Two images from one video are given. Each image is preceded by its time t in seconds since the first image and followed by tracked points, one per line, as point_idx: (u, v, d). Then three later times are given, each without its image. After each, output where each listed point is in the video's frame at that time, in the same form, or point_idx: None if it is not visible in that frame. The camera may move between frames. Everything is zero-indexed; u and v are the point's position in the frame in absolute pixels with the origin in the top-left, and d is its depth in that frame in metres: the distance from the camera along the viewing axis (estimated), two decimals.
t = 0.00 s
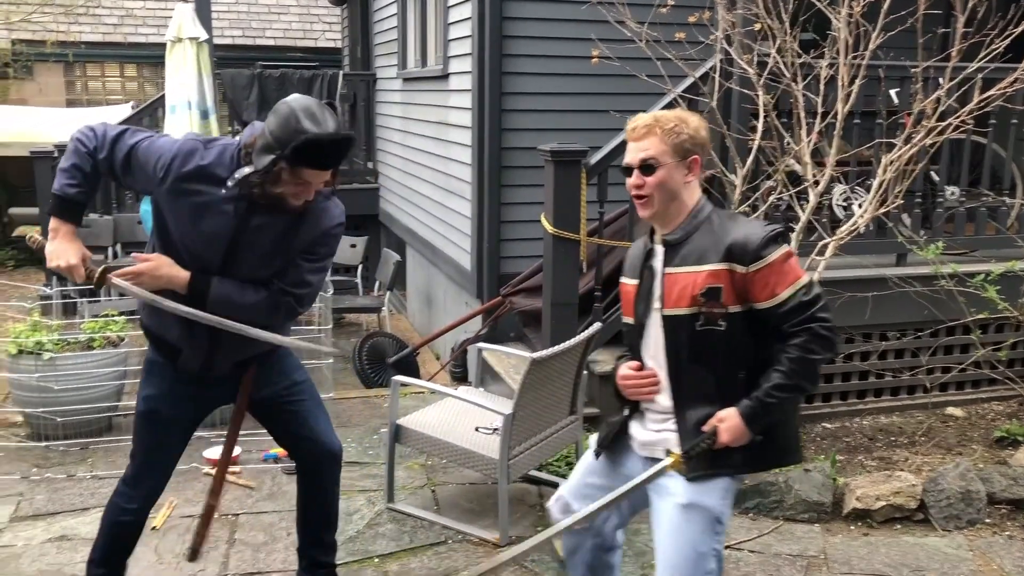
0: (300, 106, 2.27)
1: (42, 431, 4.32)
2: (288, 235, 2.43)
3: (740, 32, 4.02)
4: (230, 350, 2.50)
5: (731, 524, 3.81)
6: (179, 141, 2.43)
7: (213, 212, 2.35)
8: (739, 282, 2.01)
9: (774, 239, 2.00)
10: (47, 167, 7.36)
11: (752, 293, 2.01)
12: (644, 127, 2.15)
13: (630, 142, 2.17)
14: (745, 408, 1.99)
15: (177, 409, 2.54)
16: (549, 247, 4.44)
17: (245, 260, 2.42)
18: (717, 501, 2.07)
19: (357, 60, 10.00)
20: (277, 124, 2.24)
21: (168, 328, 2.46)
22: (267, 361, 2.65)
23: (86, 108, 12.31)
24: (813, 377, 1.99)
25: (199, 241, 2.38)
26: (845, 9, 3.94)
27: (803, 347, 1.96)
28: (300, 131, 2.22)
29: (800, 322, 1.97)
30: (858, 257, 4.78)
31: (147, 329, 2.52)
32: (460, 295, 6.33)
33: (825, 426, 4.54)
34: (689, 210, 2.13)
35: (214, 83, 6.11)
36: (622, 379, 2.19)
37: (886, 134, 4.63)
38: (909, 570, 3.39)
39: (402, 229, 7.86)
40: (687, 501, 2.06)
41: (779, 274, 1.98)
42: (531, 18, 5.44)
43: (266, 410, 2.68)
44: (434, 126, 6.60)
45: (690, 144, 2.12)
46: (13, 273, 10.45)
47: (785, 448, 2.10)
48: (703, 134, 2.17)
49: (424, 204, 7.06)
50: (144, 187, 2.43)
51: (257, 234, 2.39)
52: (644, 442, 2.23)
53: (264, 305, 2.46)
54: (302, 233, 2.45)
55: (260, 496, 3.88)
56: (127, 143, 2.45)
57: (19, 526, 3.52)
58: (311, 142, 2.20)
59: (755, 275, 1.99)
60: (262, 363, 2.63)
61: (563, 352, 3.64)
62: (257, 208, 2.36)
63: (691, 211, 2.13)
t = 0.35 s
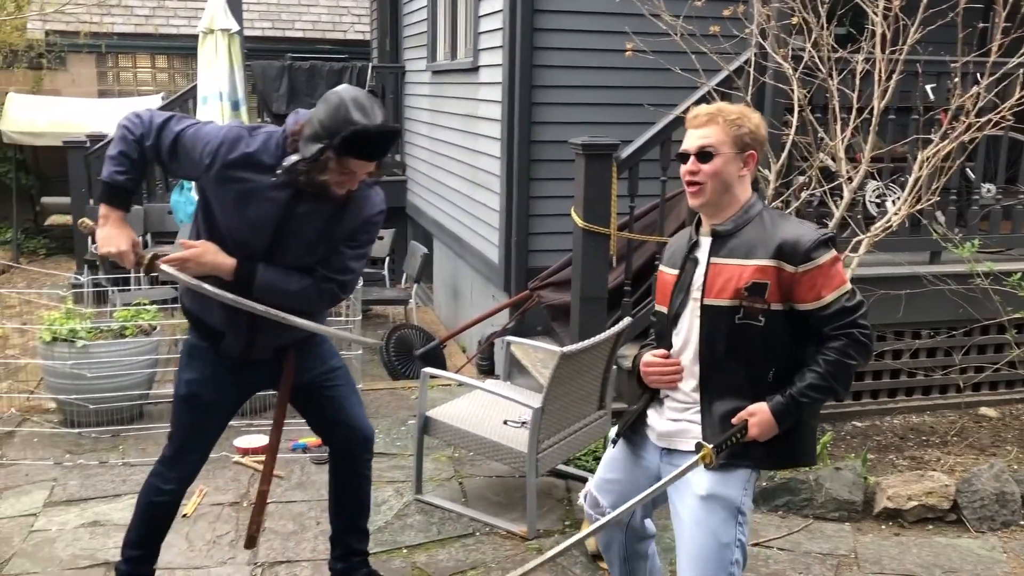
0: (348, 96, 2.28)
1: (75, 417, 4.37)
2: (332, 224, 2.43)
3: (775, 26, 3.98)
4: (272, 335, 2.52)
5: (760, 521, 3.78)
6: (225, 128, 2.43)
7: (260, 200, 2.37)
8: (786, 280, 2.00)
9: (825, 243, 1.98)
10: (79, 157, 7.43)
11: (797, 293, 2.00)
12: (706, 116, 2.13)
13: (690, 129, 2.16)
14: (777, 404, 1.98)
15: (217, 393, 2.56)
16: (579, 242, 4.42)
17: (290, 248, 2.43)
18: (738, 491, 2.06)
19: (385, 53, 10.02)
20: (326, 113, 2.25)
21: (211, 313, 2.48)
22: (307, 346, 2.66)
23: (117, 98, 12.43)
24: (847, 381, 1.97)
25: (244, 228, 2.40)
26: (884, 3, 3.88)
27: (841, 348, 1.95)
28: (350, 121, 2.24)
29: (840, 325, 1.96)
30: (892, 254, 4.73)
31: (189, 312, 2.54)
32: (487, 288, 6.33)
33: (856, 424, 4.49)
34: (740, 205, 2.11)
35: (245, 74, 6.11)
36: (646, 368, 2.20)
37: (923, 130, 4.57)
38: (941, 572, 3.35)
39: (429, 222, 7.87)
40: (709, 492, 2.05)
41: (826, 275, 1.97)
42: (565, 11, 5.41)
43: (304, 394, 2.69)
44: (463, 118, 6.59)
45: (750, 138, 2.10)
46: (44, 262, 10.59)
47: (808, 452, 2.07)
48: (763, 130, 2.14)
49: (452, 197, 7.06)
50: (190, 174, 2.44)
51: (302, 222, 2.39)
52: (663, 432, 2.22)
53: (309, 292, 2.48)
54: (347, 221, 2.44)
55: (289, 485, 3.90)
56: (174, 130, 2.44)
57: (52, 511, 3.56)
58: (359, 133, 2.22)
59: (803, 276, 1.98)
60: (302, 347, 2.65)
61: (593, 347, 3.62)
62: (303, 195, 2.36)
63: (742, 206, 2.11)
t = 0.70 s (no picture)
0: (376, 91, 2.29)
1: (87, 411, 4.38)
2: (355, 217, 2.45)
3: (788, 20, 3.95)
4: (292, 327, 2.53)
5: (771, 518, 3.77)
6: (249, 122, 2.42)
7: (285, 192, 2.37)
8: (803, 269, 1.96)
9: (836, 229, 1.95)
10: (91, 152, 7.45)
11: (816, 282, 1.96)
12: (695, 122, 2.06)
13: (682, 139, 2.09)
14: (804, 389, 1.92)
15: (235, 385, 2.56)
16: (591, 237, 4.41)
17: (314, 239, 2.45)
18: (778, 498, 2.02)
19: (396, 47, 10.01)
20: (353, 106, 2.25)
21: (232, 305, 2.48)
22: (325, 338, 2.68)
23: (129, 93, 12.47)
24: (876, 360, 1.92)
25: (268, 220, 2.40)
26: None
27: (867, 327, 1.90)
28: (377, 115, 2.23)
29: (864, 305, 1.91)
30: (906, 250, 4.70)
31: (211, 306, 2.53)
32: (497, 283, 6.34)
33: (868, 420, 4.48)
34: (747, 202, 2.08)
35: (256, 70, 6.11)
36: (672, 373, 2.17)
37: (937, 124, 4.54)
38: (954, 569, 3.33)
39: (440, 216, 7.87)
40: (743, 491, 2.02)
41: (841, 259, 1.92)
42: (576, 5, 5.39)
43: (321, 386, 2.70)
44: (474, 113, 6.58)
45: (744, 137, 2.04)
46: (57, 256, 10.63)
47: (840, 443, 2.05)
48: (755, 122, 2.08)
49: (463, 192, 7.06)
50: (214, 168, 2.42)
51: (326, 215, 2.41)
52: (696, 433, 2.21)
53: (332, 285, 2.51)
54: (368, 214, 2.48)
55: (300, 480, 3.91)
56: (198, 123, 2.42)
57: (65, 504, 3.58)
58: (386, 125, 2.22)
59: (820, 264, 1.94)
60: (320, 339, 2.66)
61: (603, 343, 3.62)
62: (327, 188, 2.37)
63: (749, 203, 2.07)
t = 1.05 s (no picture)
0: (344, 75, 2.29)
1: (81, 408, 4.38)
2: (335, 202, 2.45)
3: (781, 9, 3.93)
4: (279, 320, 2.53)
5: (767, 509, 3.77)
6: (223, 116, 2.41)
7: (264, 184, 2.36)
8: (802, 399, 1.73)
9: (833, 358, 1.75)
10: (84, 147, 7.43)
11: (814, 416, 1.73)
12: (721, 244, 1.89)
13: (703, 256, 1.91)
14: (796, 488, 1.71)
15: (224, 380, 2.56)
16: (586, 230, 4.39)
17: (296, 229, 2.45)
18: None
19: (390, 40, 9.98)
20: (321, 91, 2.26)
21: (217, 301, 2.48)
22: (313, 332, 2.67)
23: (122, 88, 12.43)
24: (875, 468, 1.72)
25: (249, 213, 2.40)
26: None
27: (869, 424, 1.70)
28: (345, 98, 2.23)
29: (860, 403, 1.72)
30: (901, 240, 4.69)
31: (197, 303, 2.52)
32: (493, 276, 6.33)
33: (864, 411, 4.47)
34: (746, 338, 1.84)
35: (249, 64, 6.10)
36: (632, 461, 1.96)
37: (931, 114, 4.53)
38: (950, 559, 3.34)
39: (436, 209, 7.86)
40: None
41: (839, 379, 1.72)
42: None
43: (310, 380, 2.69)
44: (468, 105, 6.56)
45: (762, 271, 1.84)
46: (52, 253, 10.61)
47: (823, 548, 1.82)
48: (781, 273, 1.88)
49: (458, 185, 7.04)
50: (193, 165, 2.41)
51: (306, 204, 2.41)
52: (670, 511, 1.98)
53: (317, 274, 2.50)
54: (348, 199, 2.48)
55: (296, 474, 3.91)
56: (172, 123, 2.40)
57: (60, 501, 3.57)
58: (355, 108, 2.22)
59: (819, 401, 1.71)
60: (308, 332, 2.66)
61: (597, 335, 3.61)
62: (304, 175, 2.36)
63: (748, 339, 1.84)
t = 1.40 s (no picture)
0: (308, 51, 2.26)
1: (71, 399, 4.37)
2: (312, 182, 2.43)
3: None
4: (266, 308, 2.52)
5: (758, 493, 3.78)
6: (193, 105, 2.41)
7: (238, 168, 2.36)
8: (799, 422, 1.83)
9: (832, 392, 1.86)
10: (72, 138, 7.37)
11: (801, 435, 1.85)
12: (760, 239, 2.00)
13: (738, 247, 2.02)
14: (764, 542, 1.83)
15: (211, 369, 2.55)
16: (576, 216, 4.38)
17: (275, 212, 2.43)
18: None
19: (379, 27, 9.92)
20: (285, 70, 2.24)
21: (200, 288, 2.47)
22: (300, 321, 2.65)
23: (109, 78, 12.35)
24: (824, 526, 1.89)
25: (227, 199, 2.39)
26: None
27: (838, 494, 1.85)
28: (309, 74, 2.21)
29: (833, 470, 1.85)
30: (891, 223, 4.69)
31: (183, 293, 2.51)
32: (484, 263, 6.32)
33: (855, 394, 4.48)
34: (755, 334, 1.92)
35: (237, 52, 6.05)
36: (602, 506, 1.96)
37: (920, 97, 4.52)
38: (940, 541, 3.35)
39: (426, 197, 7.83)
40: None
41: (833, 425, 1.85)
42: None
43: (297, 369, 2.68)
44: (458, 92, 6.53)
45: (794, 278, 1.96)
46: (41, 244, 10.56)
47: None
48: (803, 286, 2.01)
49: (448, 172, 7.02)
50: (170, 156, 2.41)
51: (284, 185, 2.40)
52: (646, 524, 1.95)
53: (300, 257, 2.47)
54: (325, 179, 2.45)
55: (287, 464, 3.90)
56: (145, 116, 2.42)
57: (51, 494, 3.56)
58: (318, 84, 2.20)
59: (814, 421, 1.82)
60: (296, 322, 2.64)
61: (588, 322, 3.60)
62: (277, 156, 2.36)
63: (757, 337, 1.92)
